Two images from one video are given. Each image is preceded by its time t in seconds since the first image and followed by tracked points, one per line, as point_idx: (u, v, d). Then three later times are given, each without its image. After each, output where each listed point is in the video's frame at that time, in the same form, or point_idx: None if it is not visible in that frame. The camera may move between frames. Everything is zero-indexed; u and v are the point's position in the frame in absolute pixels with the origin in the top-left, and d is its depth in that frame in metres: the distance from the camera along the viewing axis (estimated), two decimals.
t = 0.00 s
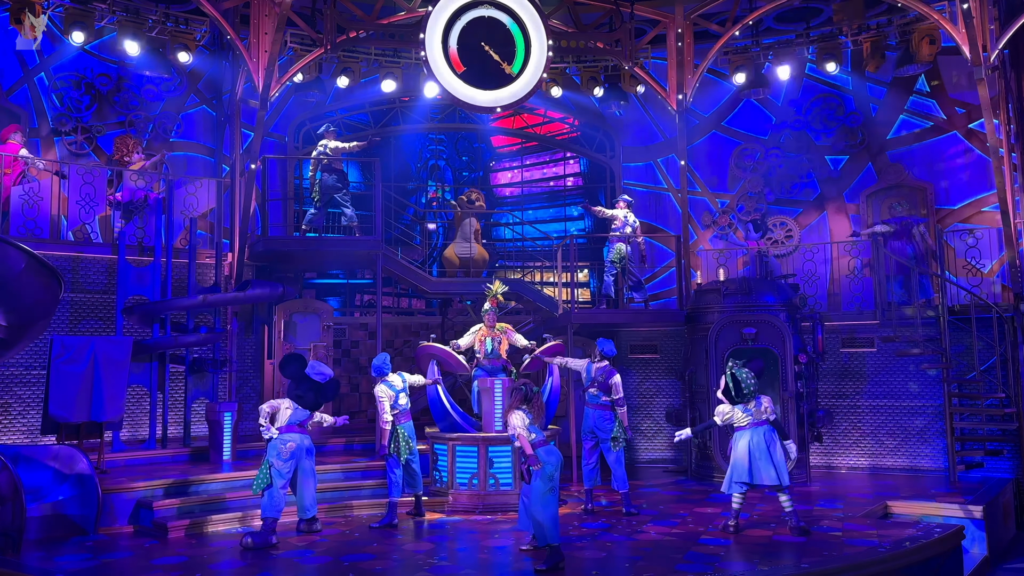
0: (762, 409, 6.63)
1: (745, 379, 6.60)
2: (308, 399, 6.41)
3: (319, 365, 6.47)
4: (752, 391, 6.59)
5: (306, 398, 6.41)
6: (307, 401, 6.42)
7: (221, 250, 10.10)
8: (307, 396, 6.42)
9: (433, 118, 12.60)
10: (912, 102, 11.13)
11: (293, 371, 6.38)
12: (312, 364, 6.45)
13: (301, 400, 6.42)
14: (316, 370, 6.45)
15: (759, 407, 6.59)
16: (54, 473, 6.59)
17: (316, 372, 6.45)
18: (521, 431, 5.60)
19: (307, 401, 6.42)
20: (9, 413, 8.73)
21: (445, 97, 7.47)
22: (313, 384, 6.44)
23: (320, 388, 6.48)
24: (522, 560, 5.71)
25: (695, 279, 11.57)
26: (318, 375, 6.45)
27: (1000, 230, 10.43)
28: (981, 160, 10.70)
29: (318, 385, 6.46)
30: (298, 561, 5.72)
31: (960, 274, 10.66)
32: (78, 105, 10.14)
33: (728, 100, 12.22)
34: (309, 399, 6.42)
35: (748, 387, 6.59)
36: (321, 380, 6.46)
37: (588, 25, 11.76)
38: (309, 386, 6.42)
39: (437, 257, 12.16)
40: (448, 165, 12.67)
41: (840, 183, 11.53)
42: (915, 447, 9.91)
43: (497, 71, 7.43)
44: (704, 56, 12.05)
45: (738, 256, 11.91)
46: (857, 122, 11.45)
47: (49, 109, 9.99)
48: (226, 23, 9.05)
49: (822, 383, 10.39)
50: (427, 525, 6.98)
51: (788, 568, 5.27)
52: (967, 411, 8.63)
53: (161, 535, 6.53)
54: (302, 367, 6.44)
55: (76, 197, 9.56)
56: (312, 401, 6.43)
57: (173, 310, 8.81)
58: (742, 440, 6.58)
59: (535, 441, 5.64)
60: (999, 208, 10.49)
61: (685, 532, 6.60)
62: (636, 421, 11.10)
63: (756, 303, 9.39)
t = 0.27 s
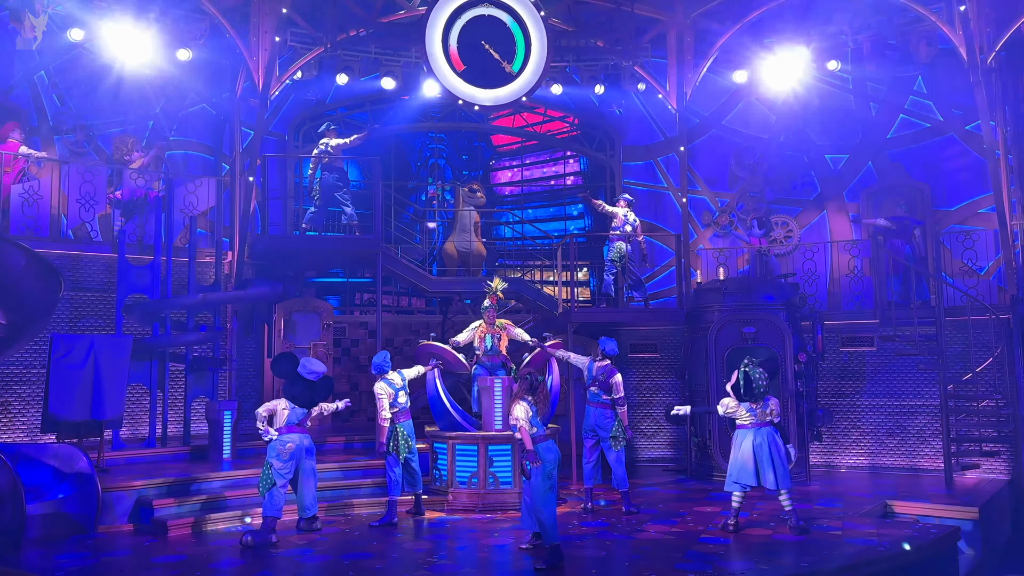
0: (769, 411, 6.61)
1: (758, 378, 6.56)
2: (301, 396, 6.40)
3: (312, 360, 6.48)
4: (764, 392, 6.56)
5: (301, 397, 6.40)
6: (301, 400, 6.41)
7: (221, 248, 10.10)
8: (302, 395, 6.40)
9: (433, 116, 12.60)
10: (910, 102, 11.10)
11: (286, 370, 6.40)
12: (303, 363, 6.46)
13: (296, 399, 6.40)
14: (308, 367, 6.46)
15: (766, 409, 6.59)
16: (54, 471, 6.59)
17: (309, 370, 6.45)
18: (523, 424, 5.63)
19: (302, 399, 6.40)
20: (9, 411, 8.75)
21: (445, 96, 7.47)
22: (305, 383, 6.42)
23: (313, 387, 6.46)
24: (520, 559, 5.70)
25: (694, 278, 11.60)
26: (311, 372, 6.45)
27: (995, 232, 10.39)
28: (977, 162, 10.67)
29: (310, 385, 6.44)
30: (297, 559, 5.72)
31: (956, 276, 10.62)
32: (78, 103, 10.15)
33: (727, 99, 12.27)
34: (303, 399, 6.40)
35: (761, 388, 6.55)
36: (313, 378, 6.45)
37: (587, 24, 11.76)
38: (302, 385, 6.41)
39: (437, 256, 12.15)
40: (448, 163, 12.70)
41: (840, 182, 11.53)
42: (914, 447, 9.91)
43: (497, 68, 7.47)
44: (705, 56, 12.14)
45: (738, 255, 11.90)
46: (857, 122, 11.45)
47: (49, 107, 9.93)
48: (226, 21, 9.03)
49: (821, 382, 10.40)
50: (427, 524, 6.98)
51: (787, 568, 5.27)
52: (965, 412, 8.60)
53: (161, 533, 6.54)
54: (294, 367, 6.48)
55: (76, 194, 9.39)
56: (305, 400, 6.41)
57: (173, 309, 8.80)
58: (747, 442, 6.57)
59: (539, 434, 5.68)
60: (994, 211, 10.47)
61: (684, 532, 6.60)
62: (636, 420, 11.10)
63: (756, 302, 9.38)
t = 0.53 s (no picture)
0: (773, 414, 6.60)
1: (770, 382, 6.52)
2: (294, 395, 6.38)
3: (305, 359, 6.36)
4: (771, 396, 6.54)
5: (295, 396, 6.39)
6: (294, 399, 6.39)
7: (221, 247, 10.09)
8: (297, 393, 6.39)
9: (433, 115, 12.59)
10: (911, 101, 11.11)
11: (278, 370, 6.36)
12: (296, 362, 6.36)
13: (290, 398, 6.38)
14: (301, 365, 6.36)
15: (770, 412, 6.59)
16: (54, 470, 6.57)
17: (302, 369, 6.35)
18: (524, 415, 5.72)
19: (296, 398, 6.39)
20: (9, 409, 8.73)
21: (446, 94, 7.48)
22: (299, 382, 6.38)
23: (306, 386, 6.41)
24: (520, 558, 5.70)
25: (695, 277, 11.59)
26: (305, 370, 6.36)
27: (995, 231, 10.41)
28: (977, 161, 10.69)
29: (304, 384, 6.40)
30: (297, 557, 5.71)
31: (956, 275, 10.62)
32: (78, 101, 10.13)
33: (729, 97, 12.20)
34: (298, 397, 6.39)
35: (770, 391, 6.53)
36: (307, 376, 6.38)
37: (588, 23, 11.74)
38: (296, 384, 6.38)
39: (437, 255, 12.14)
40: (448, 162, 12.61)
41: (840, 181, 11.53)
42: (914, 446, 9.92)
43: (497, 66, 7.46)
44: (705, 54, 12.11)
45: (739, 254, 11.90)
46: (856, 120, 11.44)
47: (49, 105, 9.92)
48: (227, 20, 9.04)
49: (821, 381, 10.40)
50: (426, 523, 6.97)
51: (787, 567, 5.27)
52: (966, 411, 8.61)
53: (161, 531, 6.53)
54: (287, 366, 6.43)
55: (76, 193, 9.54)
56: (299, 398, 6.40)
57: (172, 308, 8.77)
58: (746, 443, 6.57)
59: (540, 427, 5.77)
60: (994, 210, 10.49)
61: (684, 530, 6.60)
62: (636, 419, 11.10)
63: (756, 301, 9.38)
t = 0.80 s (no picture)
0: (775, 415, 6.59)
1: (776, 385, 6.47)
2: (290, 392, 6.33)
3: (299, 359, 6.27)
4: (776, 398, 6.50)
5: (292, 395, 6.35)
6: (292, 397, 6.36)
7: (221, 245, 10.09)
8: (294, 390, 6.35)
9: (433, 113, 12.60)
10: (911, 99, 11.11)
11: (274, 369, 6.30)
12: (292, 360, 6.29)
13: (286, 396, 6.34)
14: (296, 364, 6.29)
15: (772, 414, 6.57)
16: (53, 468, 6.58)
17: (298, 367, 6.29)
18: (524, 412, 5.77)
19: (293, 396, 6.34)
20: (9, 408, 8.74)
21: (446, 93, 7.48)
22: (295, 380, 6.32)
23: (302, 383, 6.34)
24: (520, 556, 5.71)
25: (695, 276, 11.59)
26: (300, 369, 6.28)
27: (995, 229, 10.40)
28: (977, 160, 10.69)
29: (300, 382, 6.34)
30: (297, 556, 5.72)
31: (956, 273, 10.62)
32: (78, 99, 10.14)
33: (729, 96, 12.19)
34: (295, 395, 6.35)
35: (775, 394, 6.49)
36: (303, 374, 6.31)
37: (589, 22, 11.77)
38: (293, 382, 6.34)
39: (437, 253, 12.14)
40: (449, 160, 12.61)
41: (840, 180, 11.53)
42: (913, 444, 9.92)
43: (496, 65, 7.46)
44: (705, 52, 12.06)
45: (739, 252, 11.90)
46: (857, 119, 11.41)
47: (49, 104, 9.98)
48: (226, 19, 9.04)
49: (821, 379, 10.40)
50: (426, 521, 6.98)
51: (787, 565, 5.29)
52: (966, 408, 8.63)
53: (161, 529, 6.54)
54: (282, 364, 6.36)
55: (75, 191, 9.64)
56: (296, 395, 6.36)
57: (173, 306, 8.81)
58: (744, 441, 6.59)
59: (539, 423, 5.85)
60: (994, 209, 10.49)
61: (684, 529, 6.61)
62: (635, 418, 11.11)
63: (756, 300, 9.38)
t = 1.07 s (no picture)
0: (778, 416, 6.57)
1: (782, 386, 6.45)
2: (290, 389, 6.31)
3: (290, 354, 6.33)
4: (780, 399, 6.48)
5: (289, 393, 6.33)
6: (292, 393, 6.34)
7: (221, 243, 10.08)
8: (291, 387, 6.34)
9: (434, 111, 12.59)
10: (911, 98, 11.11)
11: (268, 369, 6.27)
12: (285, 357, 6.34)
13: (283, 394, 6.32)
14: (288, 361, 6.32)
15: (774, 414, 6.55)
16: (54, 466, 6.59)
17: (292, 362, 6.34)
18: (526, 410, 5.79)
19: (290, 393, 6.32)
20: (9, 406, 8.75)
21: (446, 91, 7.48)
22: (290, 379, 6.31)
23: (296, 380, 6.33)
24: (519, 554, 5.71)
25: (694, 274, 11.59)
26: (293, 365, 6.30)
27: (995, 228, 10.38)
28: (977, 158, 10.69)
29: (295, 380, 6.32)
30: (297, 554, 5.72)
31: (956, 272, 10.61)
32: (78, 97, 10.14)
33: (730, 94, 12.17)
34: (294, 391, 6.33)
35: (781, 395, 6.47)
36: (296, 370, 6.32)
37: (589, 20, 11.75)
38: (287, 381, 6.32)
39: (437, 251, 12.14)
40: (449, 159, 12.60)
41: (840, 178, 11.52)
42: (913, 443, 9.92)
43: (497, 63, 7.46)
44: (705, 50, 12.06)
45: (739, 251, 11.90)
46: (857, 117, 11.39)
47: (49, 102, 9.97)
48: (227, 17, 9.03)
49: (821, 378, 10.40)
50: (426, 519, 6.98)
51: (786, 563, 5.29)
52: (965, 407, 8.64)
53: (161, 528, 6.55)
54: (275, 364, 6.35)
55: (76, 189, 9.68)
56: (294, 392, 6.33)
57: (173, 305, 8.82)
58: (743, 439, 6.61)
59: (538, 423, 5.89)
60: (994, 207, 10.49)
61: (684, 527, 6.61)
62: (635, 416, 11.12)
63: (756, 298, 9.37)
